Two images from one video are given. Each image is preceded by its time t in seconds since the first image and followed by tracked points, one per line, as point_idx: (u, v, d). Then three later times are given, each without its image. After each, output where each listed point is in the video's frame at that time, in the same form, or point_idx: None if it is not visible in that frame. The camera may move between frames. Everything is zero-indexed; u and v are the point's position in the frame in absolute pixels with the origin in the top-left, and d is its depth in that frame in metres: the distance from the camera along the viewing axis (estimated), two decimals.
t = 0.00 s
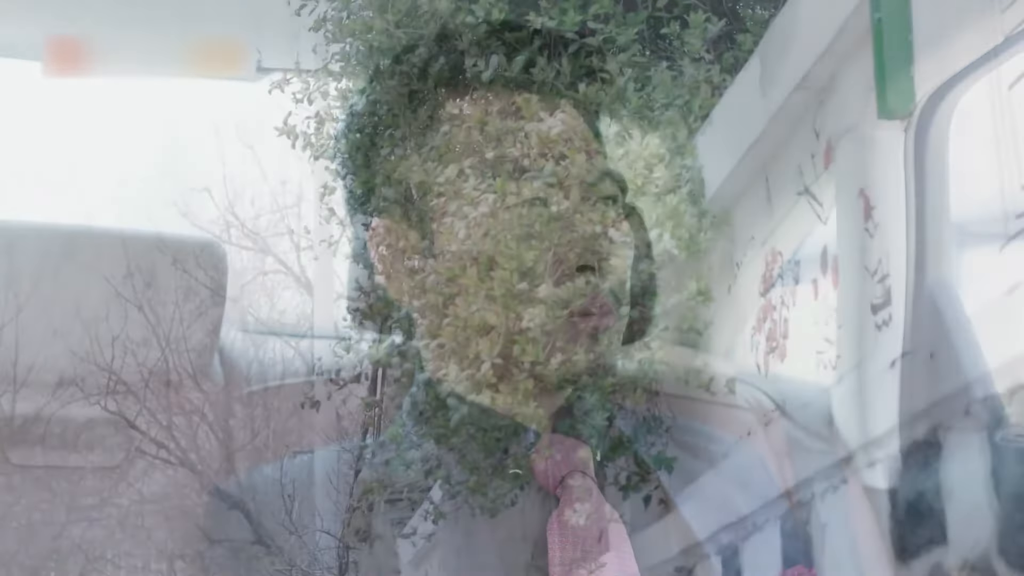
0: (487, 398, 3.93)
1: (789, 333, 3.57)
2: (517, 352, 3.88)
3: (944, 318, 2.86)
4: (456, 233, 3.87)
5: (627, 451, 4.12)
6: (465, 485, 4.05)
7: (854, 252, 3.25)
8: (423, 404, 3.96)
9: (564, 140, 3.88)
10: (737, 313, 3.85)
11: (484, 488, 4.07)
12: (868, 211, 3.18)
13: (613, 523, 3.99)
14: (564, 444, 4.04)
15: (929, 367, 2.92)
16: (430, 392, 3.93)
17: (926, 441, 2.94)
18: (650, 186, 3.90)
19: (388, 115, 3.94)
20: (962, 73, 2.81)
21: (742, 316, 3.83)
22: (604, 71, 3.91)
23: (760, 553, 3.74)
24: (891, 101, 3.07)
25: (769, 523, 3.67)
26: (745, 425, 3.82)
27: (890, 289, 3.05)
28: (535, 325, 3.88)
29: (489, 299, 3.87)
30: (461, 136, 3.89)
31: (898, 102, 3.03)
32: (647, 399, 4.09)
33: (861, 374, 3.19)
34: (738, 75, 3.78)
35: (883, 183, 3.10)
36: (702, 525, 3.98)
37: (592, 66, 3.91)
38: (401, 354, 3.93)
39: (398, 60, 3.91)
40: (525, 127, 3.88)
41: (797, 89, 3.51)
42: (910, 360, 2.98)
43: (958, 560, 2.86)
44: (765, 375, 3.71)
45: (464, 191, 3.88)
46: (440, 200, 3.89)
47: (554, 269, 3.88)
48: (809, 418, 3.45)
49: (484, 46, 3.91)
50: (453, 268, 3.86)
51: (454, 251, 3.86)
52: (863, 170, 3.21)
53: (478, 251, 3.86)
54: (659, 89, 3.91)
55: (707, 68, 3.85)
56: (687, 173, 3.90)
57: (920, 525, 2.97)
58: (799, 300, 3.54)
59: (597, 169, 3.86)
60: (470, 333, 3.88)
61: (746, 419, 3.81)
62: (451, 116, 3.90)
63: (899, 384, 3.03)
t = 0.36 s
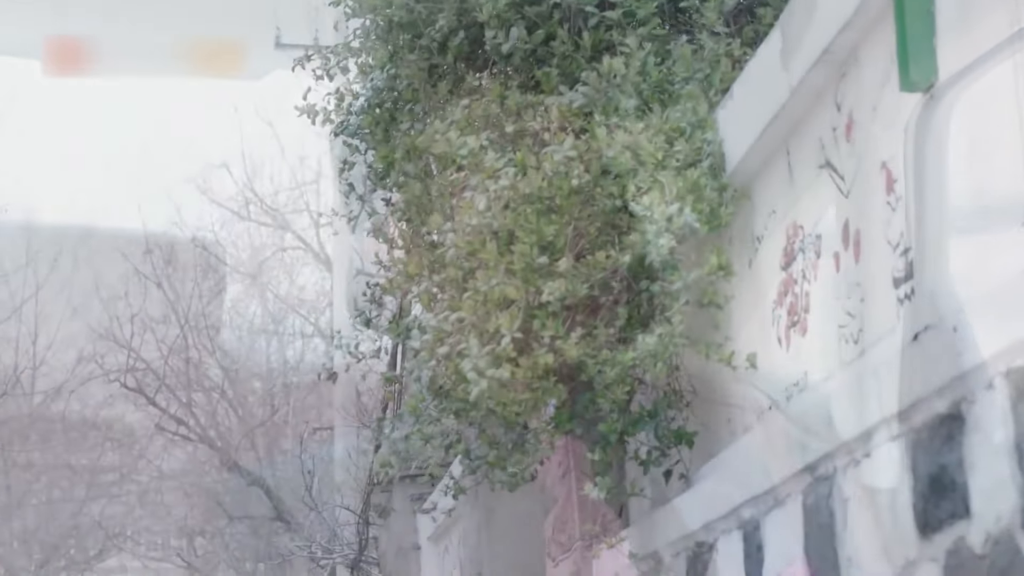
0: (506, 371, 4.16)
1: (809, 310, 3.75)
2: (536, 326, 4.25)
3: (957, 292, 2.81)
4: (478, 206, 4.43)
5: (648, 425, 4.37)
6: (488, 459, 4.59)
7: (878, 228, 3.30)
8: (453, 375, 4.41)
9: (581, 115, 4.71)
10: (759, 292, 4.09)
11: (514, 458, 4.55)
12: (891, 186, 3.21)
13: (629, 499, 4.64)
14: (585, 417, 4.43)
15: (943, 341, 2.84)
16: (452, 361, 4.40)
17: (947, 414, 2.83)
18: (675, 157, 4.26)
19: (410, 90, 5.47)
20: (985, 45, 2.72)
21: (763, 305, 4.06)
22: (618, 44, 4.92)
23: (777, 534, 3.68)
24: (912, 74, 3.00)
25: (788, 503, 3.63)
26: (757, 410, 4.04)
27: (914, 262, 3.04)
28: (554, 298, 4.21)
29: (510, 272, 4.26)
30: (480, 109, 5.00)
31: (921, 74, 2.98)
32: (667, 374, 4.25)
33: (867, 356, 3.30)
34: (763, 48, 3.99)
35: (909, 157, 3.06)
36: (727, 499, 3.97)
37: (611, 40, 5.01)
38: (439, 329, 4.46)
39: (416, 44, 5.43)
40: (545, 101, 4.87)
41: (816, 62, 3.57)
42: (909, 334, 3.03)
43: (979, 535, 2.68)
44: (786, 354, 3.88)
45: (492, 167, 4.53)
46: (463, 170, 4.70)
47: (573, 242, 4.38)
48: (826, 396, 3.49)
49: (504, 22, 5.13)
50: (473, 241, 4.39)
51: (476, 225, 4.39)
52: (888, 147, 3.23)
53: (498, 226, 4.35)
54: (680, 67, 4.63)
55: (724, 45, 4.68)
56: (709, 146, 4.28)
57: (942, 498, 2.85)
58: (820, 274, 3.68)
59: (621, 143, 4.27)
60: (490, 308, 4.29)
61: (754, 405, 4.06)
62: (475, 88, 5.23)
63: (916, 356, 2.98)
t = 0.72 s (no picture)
0: (533, 335, 4.04)
1: (836, 275, 3.72)
2: (561, 292, 4.24)
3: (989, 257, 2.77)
4: (502, 171, 4.38)
5: (674, 391, 4.27)
6: (512, 425, 4.44)
7: (905, 191, 3.30)
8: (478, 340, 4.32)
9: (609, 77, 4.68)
10: (785, 258, 4.07)
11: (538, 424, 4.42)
12: (918, 151, 3.22)
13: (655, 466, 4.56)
14: (610, 382, 4.35)
15: (968, 306, 2.74)
16: (478, 326, 4.31)
17: (976, 378, 2.75)
18: (698, 124, 4.26)
19: (433, 56, 5.41)
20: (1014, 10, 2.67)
21: (791, 270, 4.03)
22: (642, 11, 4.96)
23: (809, 503, 3.50)
24: (942, 40, 2.95)
25: (819, 468, 3.46)
26: (785, 376, 4.02)
27: (940, 225, 3.08)
28: (580, 263, 4.17)
29: (537, 236, 4.24)
30: (504, 75, 5.02)
31: (949, 38, 2.92)
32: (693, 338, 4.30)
33: (891, 320, 3.34)
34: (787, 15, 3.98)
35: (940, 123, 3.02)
36: (754, 465, 3.79)
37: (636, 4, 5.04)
38: (465, 293, 4.39)
39: (441, 11, 5.44)
40: (571, 65, 4.89)
41: (841, 29, 3.53)
42: (926, 300, 3.11)
43: (1010, 502, 2.61)
44: (813, 320, 3.86)
45: (518, 133, 4.52)
46: (487, 136, 4.71)
47: (598, 207, 4.36)
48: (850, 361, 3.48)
49: None
50: (500, 205, 4.36)
51: (502, 189, 4.35)
52: (914, 110, 3.23)
53: (522, 190, 4.31)
54: (705, 31, 4.65)
55: (752, 9, 4.72)
56: (734, 111, 4.24)
57: (971, 463, 2.77)
58: (846, 239, 3.67)
59: (645, 108, 4.33)
60: (514, 275, 4.24)
61: (780, 372, 4.05)
62: (502, 54, 5.25)
63: (945, 325, 2.85)
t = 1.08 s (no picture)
0: (555, 297, 4.02)
1: (859, 235, 3.69)
2: (583, 252, 4.22)
3: (1013, 216, 2.75)
4: (523, 131, 4.34)
5: (696, 352, 4.25)
6: (532, 386, 4.42)
7: (929, 150, 3.27)
8: (499, 301, 4.29)
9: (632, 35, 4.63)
10: (806, 218, 4.03)
11: (560, 385, 4.39)
12: (942, 110, 3.19)
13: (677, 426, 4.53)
14: (632, 343, 4.33)
15: (993, 263, 2.70)
16: (499, 287, 4.27)
17: (1001, 337, 2.70)
18: (721, 83, 4.23)
19: (453, 16, 5.37)
20: None
21: (813, 230, 4.00)
22: None
23: (833, 464, 3.43)
24: None
25: (842, 428, 3.39)
26: (808, 337, 4.00)
27: (964, 184, 3.06)
28: (602, 223, 4.14)
29: (558, 197, 4.23)
30: (525, 34, 4.98)
31: None
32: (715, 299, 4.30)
33: (915, 280, 3.31)
34: None
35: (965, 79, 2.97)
36: (776, 428, 3.71)
37: None
38: (485, 254, 4.34)
39: None
40: (592, 23, 4.84)
41: None
42: (950, 258, 3.09)
43: None
44: (836, 280, 3.83)
45: (538, 93, 4.49)
46: (507, 96, 4.68)
47: (619, 167, 4.33)
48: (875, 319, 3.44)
49: None
50: (521, 166, 4.32)
51: (522, 149, 4.31)
52: (937, 68, 3.21)
53: (543, 149, 4.27)
54: None
55: None
56: (756, 70, 4.20)
57: (998, 424, 2.73)
58: (870, 197, 3.63)
59: (667, 67, 4.28)
60: (535, 235, 4.22)
61: (803, 332, 4.02)
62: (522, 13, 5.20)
63: (968, 283, 2.81)
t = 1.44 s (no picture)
0: (570, 254, 3.99)
1: (876, 191, 3.65)
2: (597, 208, 4.19)
3: None
4: (537, 87, 4.27)
5: (711, 309, 4.22)
6: (546, 344, 4.38)
7: (948, 105, 3.22)
8: (513, 258, 4.26)
9: None
10: (823, 173, 3.99)
11: (575, 342, 4.36)
12: (961, 65, 3.14)
13: (692, 383, 4.49)
14: (647, 300, 4.29)
15: (1014, 219, 2.65)
16: (512, 244, 4.23)
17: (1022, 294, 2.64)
18: (736, 38, 4.20)
19: None
20: None
21: (830, 186, 3.95)
22: None
23: (851, 422, 3.38)
24: None
25: (860, 385, 3.34)
26: (825, 294, 3.96)
27: (983, 139, 3.02)
28: (617, 178, 4.09)
29: (572, 153, 4.19)
30: None
31: None
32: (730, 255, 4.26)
33: (934, 235, 3.27)
34: None
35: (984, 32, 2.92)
36: (793, 385, 3.66)
37: None
38: (499, 210, 4.30)
39: None
40: None
41: None
42: (969, 213, 3.04)
43: None
44: (853, 236, 3.79)
45: (553, 47, 4.43)
46: (522, 50, 4.61)
47: (634, 122, 4.28)
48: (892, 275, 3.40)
49: None
50: (536, 122, 4.27)
51: (537, 104, 4.25)
52: (957, 23, 3.16)
53: (558, 105, 4.21)
54: None
55: None
56: (772, 25, 4.20)
57: (1016, 380, 2.67)
58: (887, 152, 3.59)
59: (683, 22, 4.20)
60: (550, 192, 4.18)
61: (820, 289, 3.98)
62: None
63: (988, 239, 2.76)
